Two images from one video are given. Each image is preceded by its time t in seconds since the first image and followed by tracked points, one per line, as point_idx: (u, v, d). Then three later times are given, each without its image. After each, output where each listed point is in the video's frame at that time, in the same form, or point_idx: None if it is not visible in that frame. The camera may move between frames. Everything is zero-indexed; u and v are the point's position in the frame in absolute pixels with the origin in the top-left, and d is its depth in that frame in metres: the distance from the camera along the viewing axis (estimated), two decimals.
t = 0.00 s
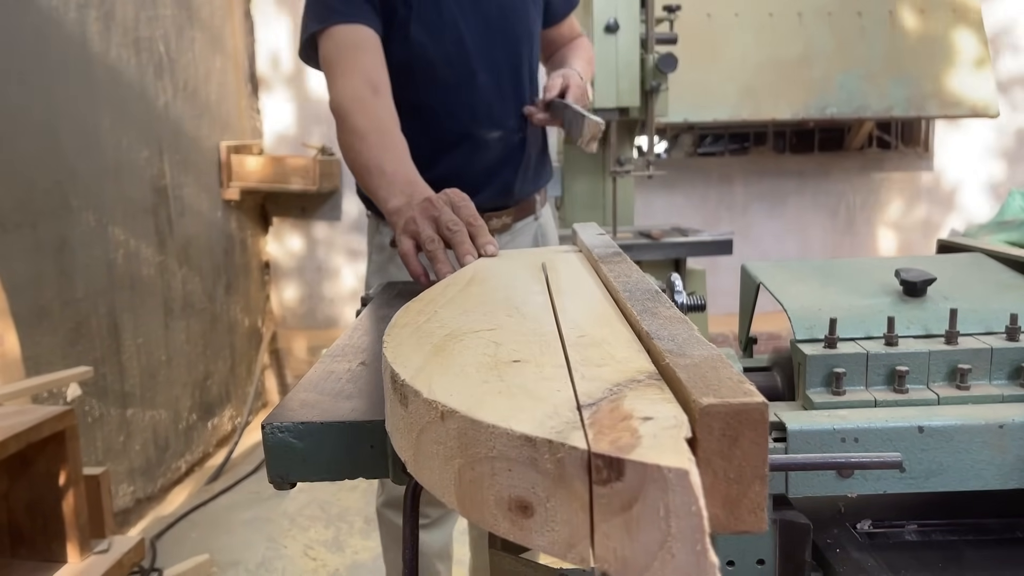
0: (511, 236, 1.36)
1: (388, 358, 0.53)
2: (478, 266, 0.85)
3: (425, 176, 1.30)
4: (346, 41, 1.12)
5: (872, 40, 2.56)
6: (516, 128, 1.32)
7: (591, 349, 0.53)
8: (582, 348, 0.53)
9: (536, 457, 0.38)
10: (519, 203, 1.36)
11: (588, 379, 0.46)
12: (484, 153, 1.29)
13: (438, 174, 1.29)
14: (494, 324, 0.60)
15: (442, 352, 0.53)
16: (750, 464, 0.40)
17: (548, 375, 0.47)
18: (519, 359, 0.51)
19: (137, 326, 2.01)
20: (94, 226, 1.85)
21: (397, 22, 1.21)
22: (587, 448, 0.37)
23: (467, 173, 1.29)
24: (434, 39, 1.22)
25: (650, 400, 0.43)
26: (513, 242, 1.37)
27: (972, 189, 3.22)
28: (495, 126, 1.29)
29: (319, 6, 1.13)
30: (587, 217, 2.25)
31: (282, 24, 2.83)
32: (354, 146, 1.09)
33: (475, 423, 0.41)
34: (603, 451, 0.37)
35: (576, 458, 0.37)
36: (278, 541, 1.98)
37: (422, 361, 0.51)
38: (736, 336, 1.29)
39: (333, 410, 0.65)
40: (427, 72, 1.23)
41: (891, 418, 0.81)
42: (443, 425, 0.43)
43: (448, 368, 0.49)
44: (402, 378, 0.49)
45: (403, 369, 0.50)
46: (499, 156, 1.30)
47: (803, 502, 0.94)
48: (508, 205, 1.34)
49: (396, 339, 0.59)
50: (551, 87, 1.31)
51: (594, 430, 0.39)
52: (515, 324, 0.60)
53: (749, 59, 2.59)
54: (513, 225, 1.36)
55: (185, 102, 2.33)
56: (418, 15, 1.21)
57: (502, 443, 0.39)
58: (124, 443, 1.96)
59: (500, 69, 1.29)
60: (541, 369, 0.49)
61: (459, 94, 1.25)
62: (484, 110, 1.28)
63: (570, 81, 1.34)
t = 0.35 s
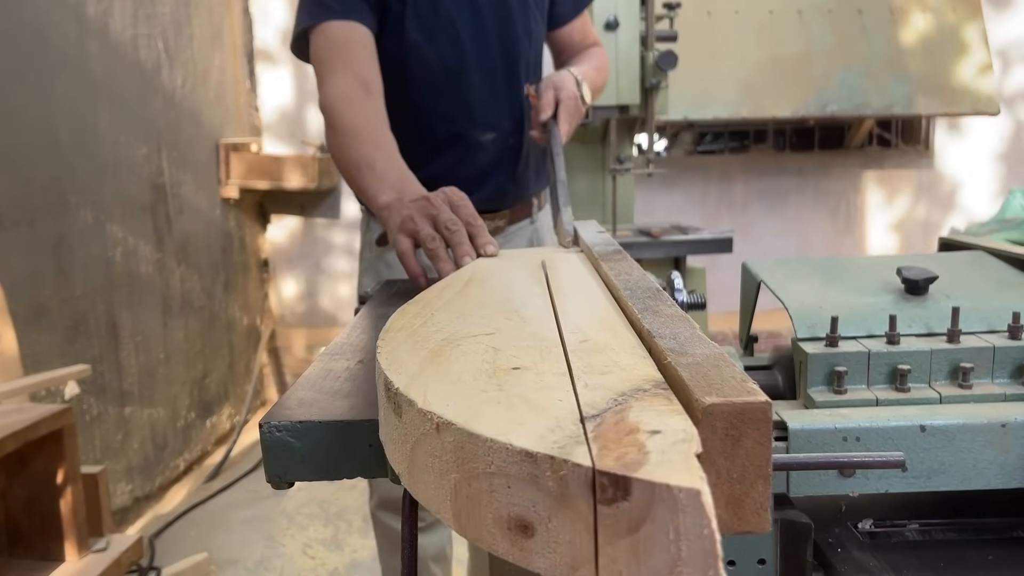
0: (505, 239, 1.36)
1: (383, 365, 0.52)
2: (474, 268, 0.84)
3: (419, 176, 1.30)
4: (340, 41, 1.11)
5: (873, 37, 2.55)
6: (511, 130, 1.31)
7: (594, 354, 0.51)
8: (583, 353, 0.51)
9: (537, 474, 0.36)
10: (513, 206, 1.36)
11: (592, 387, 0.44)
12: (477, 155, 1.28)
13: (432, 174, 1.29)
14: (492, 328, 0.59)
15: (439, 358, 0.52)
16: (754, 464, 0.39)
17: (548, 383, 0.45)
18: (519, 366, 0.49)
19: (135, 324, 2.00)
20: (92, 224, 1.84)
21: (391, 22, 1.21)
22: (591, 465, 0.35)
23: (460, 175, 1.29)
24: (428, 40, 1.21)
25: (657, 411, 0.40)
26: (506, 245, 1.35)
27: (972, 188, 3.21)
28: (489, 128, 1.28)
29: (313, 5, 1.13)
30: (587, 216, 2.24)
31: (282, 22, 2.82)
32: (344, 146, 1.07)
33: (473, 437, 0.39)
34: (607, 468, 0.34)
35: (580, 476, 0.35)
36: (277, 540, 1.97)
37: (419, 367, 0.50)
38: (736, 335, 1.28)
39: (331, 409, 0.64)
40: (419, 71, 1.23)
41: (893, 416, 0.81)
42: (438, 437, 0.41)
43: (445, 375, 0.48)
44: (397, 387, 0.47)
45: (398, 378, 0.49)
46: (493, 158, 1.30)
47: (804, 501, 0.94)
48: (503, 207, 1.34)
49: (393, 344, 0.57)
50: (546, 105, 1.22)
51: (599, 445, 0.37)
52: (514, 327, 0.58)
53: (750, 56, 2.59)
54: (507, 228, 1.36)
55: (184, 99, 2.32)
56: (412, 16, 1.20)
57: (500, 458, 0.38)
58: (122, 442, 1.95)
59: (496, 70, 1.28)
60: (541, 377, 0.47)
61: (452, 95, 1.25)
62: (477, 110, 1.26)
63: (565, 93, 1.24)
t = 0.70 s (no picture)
0: (499, 241, 1.37)
1: (353, 398, 0.43)
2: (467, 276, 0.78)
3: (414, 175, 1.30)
4: (334, 34, 1.11)
5: (872, 36, 2.55)
6: (508, 135, 1.31)
7: (605, 389, 0.43)
8: (590, 387, 0.43)
9: (536, 558, 0.29)
10: (508, 209, 1.37)
11: (600, 435, 0.36)
12: (473, 159, 1.29)
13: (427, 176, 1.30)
14: (488, 351, 0.51)
15: (421, 390, 0.43)
16: (751, 463, 0.40)
17: (551, 429, 0.37)
18: (513, 404, 0.40)
19: (133, 323, 2.00)
20: (90, 222, 1.84)
21: (389, 23, 1.20)
22: (606, 550, 0.27)
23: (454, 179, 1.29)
24: (426, 43, 1.21)
25: (685, 469, 0.33)
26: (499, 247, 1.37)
27: (970, 185, 3.22)
28: (485, 132, 1.28)
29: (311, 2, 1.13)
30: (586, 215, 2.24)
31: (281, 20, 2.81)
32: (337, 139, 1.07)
33: (457, 503, 0.31)
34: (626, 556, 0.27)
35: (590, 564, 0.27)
36: (276, 538, 1.97)
37: (397, 403, 0.41)
38: (734, 333, 1.28)
39: (327, 406, 0.64)
40: (414, 71, 1.22)
41: (891, 414, 0.81)
42: (416, 497, 0.33)
43: (428, 413, 0.40)
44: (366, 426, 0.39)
45: (371, 416, 0.40)
46: (488, 162, 1.30)
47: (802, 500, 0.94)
48: (498, 211, 1.35)
49: (369, 366, 0.48)
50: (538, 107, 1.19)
51: (614, 520, 0.29)
52: (512, 352, 0.50)
53: (748, 56, 2.58)
54: (500, 230, 1.37)
55: (182, 98, 2.32)
56: (410, 19, 1.20)
57: (489, 533, 0.30)
58: (120, 440, 1.95)
59: (493, 74, 1.27)
60: (541, 417, 0.38)
61: (448, 99, 1.25)
62: (470, 112, 1.27)
63: (559, 94, 1.21)
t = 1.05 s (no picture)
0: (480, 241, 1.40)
1: (296, 488, 0.33)
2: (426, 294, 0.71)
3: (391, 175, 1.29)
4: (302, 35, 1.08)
5: (868, 34, 2.56)
6: (489, 132, 1.31)
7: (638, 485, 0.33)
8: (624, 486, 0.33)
9: None
10: (490, 209, 1.39)
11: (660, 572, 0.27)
12: (455, 158, 1.29)
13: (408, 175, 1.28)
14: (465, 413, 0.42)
15: (382, 482, 0.34)
16: (746, 458, 0.40)
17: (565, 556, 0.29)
18: (507, 510, 0.32)
19: (130, 320, 2.00)
20: (86, 220, 1.83)
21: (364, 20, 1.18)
22: None
23: (435, 178, 1.29)
24: (406, 42, 1.20)
25: None
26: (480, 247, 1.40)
27: (965, 184, 3.23)
28: (467, 130, 1.29)
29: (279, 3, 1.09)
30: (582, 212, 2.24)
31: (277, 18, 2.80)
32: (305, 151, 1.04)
33: None
34: None
35: None
36: (273, 535, 1.97)
37: (355, 505, 0.32)
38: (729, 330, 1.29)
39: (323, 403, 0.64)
40: (395, 70, 1.21)
41: (885, 411, 0.82)
42: None
43: (391, 525, 0.31)
44: (319, 568, 0.28)
45: (316, 530, 0.30)
46: (470, 161, 1.31)
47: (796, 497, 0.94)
48: (481, 210, 1.37)
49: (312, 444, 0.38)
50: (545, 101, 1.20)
51: None
52: (497, 414, 0.42)
53: (745, 54, 2.58)
54: (482, 231, 1.40)
55: (179, 96, 2.31)
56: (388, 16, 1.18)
57: None
58: (117, 437, 1.95)
59: (475, 72, 1.27)
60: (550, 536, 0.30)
61: (429, 97, 1.24)
62: (452, 112, 1.26)
63: (567, 88, 1.22)
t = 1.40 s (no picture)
0: (467, 237, 1.37)
1: None
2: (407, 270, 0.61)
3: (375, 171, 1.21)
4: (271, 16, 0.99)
5: (863, 35, 2.56)
6: (475, 124, 1.24)
7: None
8: None
9: None
10: (477, 207, 1.34)
11: None
12: (438, 151, 1.22)
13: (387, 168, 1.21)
14: (487, 462, 0.34)
15: None
16: (740, 455, 0.40)
17: None
18: None
19: (125, 319, 2.00)
20: (81, 219, 1.83)
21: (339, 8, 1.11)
22: None
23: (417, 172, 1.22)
24: (384, 30, 1.14)
25: None
26: (468, 243, 1.37)
27: (960, 183, 3.24)
28: (450, 121, 1.21)
29: None
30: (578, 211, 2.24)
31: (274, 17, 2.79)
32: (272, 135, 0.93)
33: None
34: None
35: None
36: (268, 535, 1.97)
37: None
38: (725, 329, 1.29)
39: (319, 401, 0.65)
40: (373, 61, 1.13)
41: (879, 409, 0.82)
42: None
43: None
44: None
45: None
46: (454, 154, 1.23)
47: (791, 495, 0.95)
48: (467, 208, 1.31)
49: (344, 551, 0.28)
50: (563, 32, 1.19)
51: None
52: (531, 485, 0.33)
53: (741, 53, 2.59)
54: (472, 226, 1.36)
55: (174, 95, 2.31)
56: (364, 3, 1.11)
57: None
58: (113, 437, 1.95)
59: (457, 61, 1.20)
60: None
61: (410, 87, 1.17)
62: (435, 103, 1.19)
63: (584, 16, 1.21)
